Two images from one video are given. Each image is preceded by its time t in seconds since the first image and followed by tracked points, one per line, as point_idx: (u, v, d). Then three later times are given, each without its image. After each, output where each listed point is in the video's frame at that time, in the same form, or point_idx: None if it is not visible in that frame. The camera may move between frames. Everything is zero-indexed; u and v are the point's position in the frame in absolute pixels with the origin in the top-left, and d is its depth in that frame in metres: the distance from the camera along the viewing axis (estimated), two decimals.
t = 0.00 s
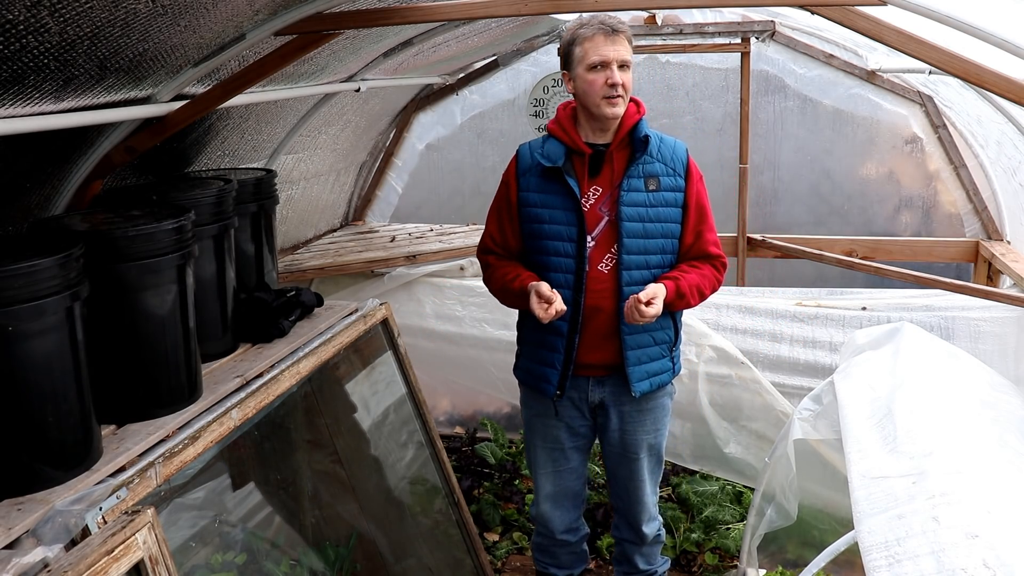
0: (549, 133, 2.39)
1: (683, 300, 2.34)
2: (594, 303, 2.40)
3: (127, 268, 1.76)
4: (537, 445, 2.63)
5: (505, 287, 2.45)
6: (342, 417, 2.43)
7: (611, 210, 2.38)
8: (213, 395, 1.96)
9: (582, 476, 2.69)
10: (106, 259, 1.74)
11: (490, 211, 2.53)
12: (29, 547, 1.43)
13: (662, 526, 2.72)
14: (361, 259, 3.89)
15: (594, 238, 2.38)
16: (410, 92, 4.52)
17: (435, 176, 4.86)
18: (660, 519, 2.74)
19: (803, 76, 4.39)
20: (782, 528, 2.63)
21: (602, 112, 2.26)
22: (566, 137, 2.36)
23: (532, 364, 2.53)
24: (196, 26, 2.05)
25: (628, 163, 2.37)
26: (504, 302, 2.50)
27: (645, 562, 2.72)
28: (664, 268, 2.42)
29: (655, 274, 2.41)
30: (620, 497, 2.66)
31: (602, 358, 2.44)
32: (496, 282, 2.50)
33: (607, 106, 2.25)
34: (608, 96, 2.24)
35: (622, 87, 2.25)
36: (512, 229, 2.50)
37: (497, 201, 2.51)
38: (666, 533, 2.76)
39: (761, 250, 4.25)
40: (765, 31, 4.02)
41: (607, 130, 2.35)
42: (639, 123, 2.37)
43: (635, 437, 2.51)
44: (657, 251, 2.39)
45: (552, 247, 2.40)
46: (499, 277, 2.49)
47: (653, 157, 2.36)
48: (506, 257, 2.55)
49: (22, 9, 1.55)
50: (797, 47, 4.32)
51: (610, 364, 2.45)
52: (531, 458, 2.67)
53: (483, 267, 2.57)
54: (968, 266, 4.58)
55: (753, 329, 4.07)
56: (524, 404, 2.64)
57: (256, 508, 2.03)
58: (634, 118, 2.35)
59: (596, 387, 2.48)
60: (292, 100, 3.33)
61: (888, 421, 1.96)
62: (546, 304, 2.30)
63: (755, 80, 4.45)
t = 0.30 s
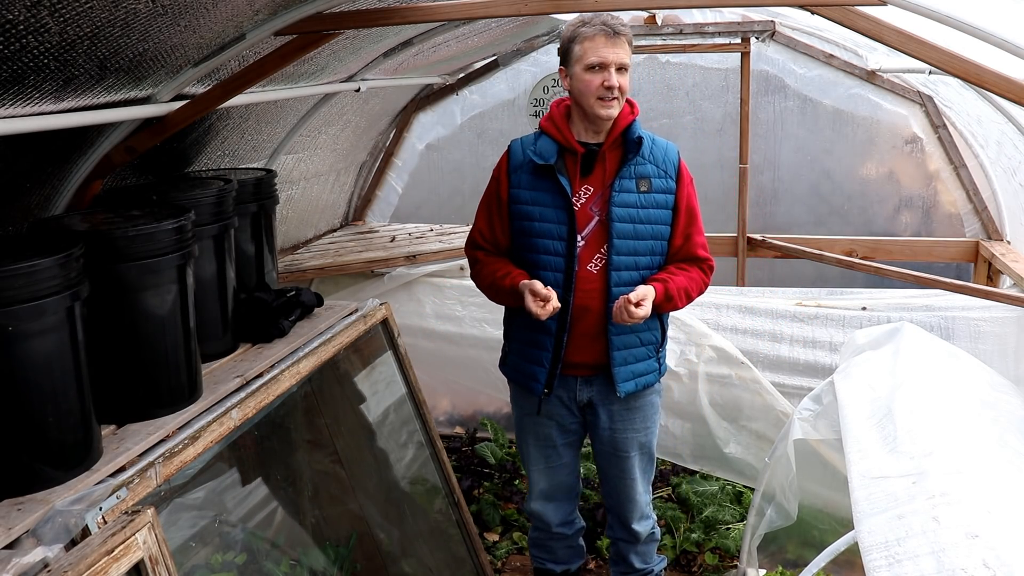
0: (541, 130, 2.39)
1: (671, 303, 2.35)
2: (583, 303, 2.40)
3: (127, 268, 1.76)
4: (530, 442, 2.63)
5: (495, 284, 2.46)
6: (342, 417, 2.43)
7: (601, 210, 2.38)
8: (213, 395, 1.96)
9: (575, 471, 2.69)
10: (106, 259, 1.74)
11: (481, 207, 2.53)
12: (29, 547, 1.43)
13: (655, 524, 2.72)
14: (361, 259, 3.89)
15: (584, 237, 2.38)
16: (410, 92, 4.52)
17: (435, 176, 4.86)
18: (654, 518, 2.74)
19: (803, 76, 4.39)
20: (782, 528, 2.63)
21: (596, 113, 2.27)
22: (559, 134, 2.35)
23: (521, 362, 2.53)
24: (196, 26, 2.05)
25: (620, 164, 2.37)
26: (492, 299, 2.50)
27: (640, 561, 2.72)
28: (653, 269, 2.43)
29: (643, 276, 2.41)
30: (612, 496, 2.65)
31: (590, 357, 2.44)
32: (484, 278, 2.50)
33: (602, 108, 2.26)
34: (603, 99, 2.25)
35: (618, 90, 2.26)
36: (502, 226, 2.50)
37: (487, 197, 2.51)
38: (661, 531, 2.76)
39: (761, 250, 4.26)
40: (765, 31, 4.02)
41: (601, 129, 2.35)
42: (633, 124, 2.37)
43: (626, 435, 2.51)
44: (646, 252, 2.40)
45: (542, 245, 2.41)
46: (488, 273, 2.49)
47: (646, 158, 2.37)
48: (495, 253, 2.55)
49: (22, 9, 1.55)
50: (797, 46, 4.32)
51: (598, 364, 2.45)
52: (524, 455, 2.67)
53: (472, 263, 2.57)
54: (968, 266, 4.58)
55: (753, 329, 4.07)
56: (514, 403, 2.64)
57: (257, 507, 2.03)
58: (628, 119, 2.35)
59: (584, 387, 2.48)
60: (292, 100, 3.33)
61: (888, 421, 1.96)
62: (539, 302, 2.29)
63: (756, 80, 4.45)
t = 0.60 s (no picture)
0: (539, 129, 2.39)
1: (666, 305, 2.35)
2: (578, 303, 2.40)
3: (127, 268, 1.76)
4: (527, 440, 2.64)
5: (491, 284, 2.47)
6: (342, 417, 2.43)
7: (597, 211, 2.38)
8: (213, 395, 1.96)
9: (574, 468, 2.69)
10: (106, 259, 1.74)
11: (478, 206, 2.54)
12: (29, 547, 1.43)
13: (654, 522, 2.71)
14: (361, 259, 3.89)
15: (580, 238, 2.38)
16: (410, 92, 4.52)
17: (435, 176, 4.86)
18: (653, 517, 2.74)
19: (804, 76, 4.39)
20: (782, 528, 2.63)
21: (590, 115, 2.28)
22: (556, 135, 2.35)
23: (518, 361, 2.54)
24: (196, 26, 2.05)
25: (616, 164, 2.37)
26: (489, 299, 2.51)
27: (640, 560, 2.72)
28: (649, 271, 2.43)
29: (639, 277, 2.41)
30: (609, 495, 2.65)
31: (585, 357, 2.44)
32: (481, 278, 2.51)
33: (596, 110, 2.26)
34: (598, 101, 2.25)
35: (613, 93, 2.25)
36: (498, 225, 2.50)
37: (484, 197, 2.52)
38: (660, 530, 2.76)
39: (761, 250, 4.26)
40: (765, 31, 4.02)
41: (597, 130, 2.35)
42: (631, 124, 2.36)
43: (621, 434, 2.51)
44: (642, 254, 2.39)
45: (538, 245, 2.41)
46: (485, 273, 2.50)
47: (643, 159, 2.36)
48: (492, 252, 2.55)
49: (22, 9, 1.55)
50: (797, 47, 4.32)
51: (592, 365, 2.45)
52: (521, 452, 2.68)
53: (469, 262, 2.58)
54: (968, 266, 4.58)
55: (753, 329, 4.07)
56: (512, 402, 2.65)
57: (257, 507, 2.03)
58: (625, 119, 2.34)
59: (579, 386, 2.48)
60: (291, 100, 3.33)
61: (888, 421, 1.96)
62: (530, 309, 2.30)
63: (756, 80, 4.45)
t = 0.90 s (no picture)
0: (539, 132, 2.40)
1: (668, 306, 2.35)
2: (580, 306, 2.41)
3: (127, 268, 1.76)
4: (531, 440, 2.64)
5: (495, 288, 2.48)
6: (342, 417, 2.43)
7: (598, 213, 2.38)
8: (213, 395, 1.96)
9: (577, 469, 2.69)
10: (105, 259, 1.74)
11: (482, 209, 2.55)
12: (29, 547, 1.43)
13: (658, 523, 2.71)
14: (361, 259, 3.89)
15: (581, 240, 2.38)
16: (409, 92, 4.52)
17: (435, 176, 4.86)
18: (657, 517, 2.74)
19: (804, 76, 4.39)
20: (782, 528, 2.63)
21: (588, 116, 2.28)
22: (556, 137, 2.35)
23: (523, 364, 2.56)
24: (196, 26, 2.05)
25: (617, 165, 2.36)
26: (494, 303, 2.53)
27: (642, 560, 2.72)
28: (652, 271, 2.42)
29: (641, 278, 2.40)
30: (612, 495, 2.65)
31: (588, 359, 2.45)
32: (486, 281, 2.53)
33: (593, 111, 2.26)
34: (594, 102, 2.25)
35: (609, 93, 2.25)
36: (502, 228, 2.52)
37: (488, 200, 2.53)
38: (664, 530, 2.75)
39: (761, 250, 4.26)
40: (765, 31, 4.02)
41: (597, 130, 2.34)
42: (631, 123, 2.35)
43: (625, 436, 2.51)
44: (644, 255, 2.39)
45: (540, 248, 2.42)
46: (489, 276, 2.52)
47: (643, 158, 2.35)
48: (497, 255, 2.57)
49: (22, 9, 1.55)
50: (797, 47, 4.32)
51: (596, 367, 2.45)
52: (525, 453, 2.68)
53: (475, 264, 2.60)
54: (968, 266, 4.58)
55: (753, 329, 4.07)
56: (518, 403, 2.66)
57: (257, 507, 2.03)
58: (625, 118, 2.33)
59: (584, 387, 2.48)
60: (291, 100, 3.33)
61: (888, 421, 1.96)
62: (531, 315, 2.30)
63: (755, 80, 4.45)
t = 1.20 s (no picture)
0: (543, 135, 2.40)
1: (677, 307, 2.35)
2: (588, 309, 2.41)
3: (127, 268, 1.76)
4: (537, 441, 2.64)
5: (503, 292, 2.50)
6: (342, 417, 2.43)
7: (605, 215, 2.38)
8: (213, 395, 1.96)
9: (583, 472, 2.69)
10: (106, 259, 1.74)
11: (489, 213, 2.56)
12: (29, 547, 1.42)
13: (662, 525, 2.71)
14: (360, 259, 3.89)
15: (588, 243, 2.38)
16: (409, 92, 4.52)
17: (435, 176, 4.86)
18: (661, 519, 2.74)
19: (803, 76, 4.39)
20: (782, 528, 2.63)
21: (591, 116, 2.27)
22: (560, 140, 2.35)
23: (531, 367, 2.56)
24: (196, 26, 2.05)
25: (622, 166, 2.36)
26: (503, 307, 2.53)
27: (644, 561, 2.72)
28: (660, 272, 2.42)
29: (649, 279, 2.40)
30: (618, 497, 2.65)
31: (596, 361, 2.45)
32: (495, 284, 2.54)
33: (595, 111, 2.25)
34: (596, 101, 2.24)
35: (611, 92, 2.24)
36: (510, 232, 2.53)
37: (494, 203, 2.54)
38: (667, 532, 2.75)
39: (761, 250, 4.26)
40: (765, 31, 4.02)
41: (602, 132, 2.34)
42: (635, 124, 2.35)
43: (633, 438, 2.51)
44: (651, 256, 2.39)
45: (547, 252, 2.42)
46: (498, 279, 2.53)
47: (649, 158, 2.35)
48: (505, 258, 2.58)
49: (22, 9, 1.55)
50: (797, 47, 4.32)
51: (604, 369, 2.45)
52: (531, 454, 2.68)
53: (483, 268, 2.61)
54: (968, 266, 4.58)
55: (753, 329, 4.07)
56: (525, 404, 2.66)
57: (257, 507, 2.03)
58: (629, 119, 2.33)
59: (592, 389, 2.48)
60: (291, 100, 3.33)
61: (888, 421, 1.96)
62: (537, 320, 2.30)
63: (755, 80, 4.45)
